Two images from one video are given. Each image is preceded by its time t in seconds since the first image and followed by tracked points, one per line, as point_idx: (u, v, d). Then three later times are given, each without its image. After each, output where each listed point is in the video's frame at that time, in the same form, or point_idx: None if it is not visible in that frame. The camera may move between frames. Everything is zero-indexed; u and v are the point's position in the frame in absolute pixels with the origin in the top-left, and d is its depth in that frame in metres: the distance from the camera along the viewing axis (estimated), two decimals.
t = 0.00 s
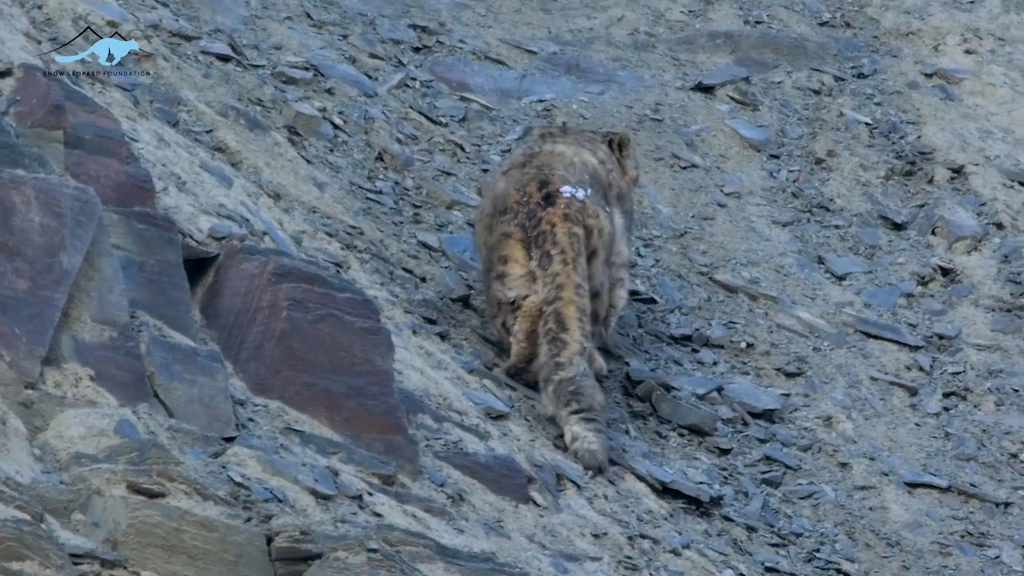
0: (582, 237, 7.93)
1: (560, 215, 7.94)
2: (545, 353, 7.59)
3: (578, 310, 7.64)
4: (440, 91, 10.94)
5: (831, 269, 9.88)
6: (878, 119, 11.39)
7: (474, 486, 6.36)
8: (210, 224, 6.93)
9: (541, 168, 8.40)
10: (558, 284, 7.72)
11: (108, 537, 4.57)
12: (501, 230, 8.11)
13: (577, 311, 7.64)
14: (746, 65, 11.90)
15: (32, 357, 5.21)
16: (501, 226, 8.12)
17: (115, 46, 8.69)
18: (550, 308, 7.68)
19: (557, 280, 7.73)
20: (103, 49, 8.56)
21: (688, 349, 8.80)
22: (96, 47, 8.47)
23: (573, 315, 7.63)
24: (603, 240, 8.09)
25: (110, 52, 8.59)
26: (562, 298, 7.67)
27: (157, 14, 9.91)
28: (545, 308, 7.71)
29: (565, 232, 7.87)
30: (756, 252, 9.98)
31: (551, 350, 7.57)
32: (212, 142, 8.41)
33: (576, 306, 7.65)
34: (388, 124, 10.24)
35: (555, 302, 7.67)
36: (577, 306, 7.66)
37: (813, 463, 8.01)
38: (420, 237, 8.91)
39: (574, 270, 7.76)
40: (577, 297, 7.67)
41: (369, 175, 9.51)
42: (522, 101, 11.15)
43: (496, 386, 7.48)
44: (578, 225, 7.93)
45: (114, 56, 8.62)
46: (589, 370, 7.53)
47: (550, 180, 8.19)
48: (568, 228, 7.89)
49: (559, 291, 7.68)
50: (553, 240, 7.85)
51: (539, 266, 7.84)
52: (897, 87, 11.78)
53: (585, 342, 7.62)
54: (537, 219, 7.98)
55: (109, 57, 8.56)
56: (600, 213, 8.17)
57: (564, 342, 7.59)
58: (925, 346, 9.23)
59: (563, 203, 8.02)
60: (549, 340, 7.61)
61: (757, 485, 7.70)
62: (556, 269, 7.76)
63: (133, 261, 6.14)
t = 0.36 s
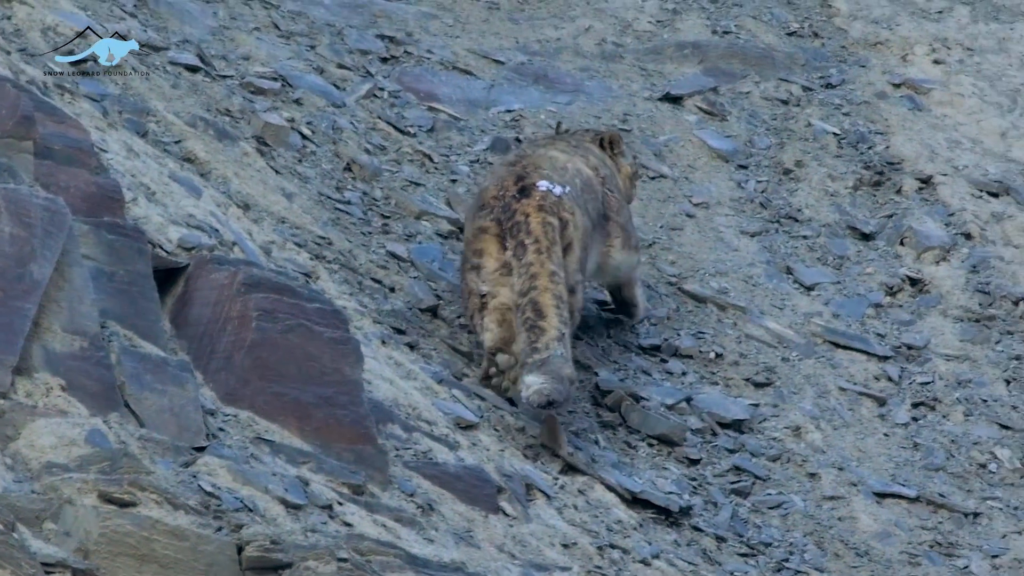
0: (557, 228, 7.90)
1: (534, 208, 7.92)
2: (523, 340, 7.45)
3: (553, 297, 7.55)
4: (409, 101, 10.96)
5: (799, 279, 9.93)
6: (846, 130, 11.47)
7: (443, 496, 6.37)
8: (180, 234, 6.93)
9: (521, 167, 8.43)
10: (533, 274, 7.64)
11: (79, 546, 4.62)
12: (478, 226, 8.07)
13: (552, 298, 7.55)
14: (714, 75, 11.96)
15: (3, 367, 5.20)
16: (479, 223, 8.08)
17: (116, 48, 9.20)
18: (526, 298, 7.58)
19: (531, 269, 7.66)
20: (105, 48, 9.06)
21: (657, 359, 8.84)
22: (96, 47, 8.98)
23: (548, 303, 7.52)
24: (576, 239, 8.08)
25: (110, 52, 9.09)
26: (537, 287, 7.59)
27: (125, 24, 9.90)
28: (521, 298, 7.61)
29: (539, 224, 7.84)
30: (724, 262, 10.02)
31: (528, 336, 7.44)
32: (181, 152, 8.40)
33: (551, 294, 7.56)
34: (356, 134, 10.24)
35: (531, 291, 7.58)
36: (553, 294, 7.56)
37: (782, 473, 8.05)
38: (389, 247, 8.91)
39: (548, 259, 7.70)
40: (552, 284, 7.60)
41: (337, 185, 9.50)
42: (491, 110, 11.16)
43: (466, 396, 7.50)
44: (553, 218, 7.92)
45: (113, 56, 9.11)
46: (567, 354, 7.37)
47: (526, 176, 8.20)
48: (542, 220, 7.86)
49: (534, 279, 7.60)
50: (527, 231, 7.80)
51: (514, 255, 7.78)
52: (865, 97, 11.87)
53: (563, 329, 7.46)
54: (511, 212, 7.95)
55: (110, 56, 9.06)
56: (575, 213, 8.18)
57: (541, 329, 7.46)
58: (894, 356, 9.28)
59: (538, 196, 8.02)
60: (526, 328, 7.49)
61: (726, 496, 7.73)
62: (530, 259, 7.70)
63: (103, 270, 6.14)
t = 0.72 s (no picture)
0: (519, 231, 8.06)
1: (497, 212, 8.09)
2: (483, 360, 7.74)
3: (511, 314, 7.79)
4: (375, 111, 10.97)
5: (765, 289, 9.99)
6: (812, 140, 11.54)
7: (409, 506, 6.37)
8: (145, 245, 6.93)
9: (498, 164, 8.63)
10: (491, 288, 7.86)
11: (45, 556, 4.61)
12: (448, 230, 8.30)
13: (510, 315, 7.79)
14: (680, 85, 12.03)
15: None
16: (450, 226, 8.31)
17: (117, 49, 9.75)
18: (484, 314, 7.82)
19: (490, 281, 7.87)
20: (106, 48, 9.62)
21: (623, 369, 8.86)
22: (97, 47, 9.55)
23: (506, 320, 7.77)
24: (546, 234, 8.21)
25: (110, 52, 9.65)
26: (495, 302, 7.82)
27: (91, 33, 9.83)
28: (480, 313, 7.86)
29: (500, 229, 8.00)
30: (690, 273, 10.06)
31: (487, 355, 7.73)
32: (147, 162, 8.38)
33: (509, 310, 7.80)
34: (322, 144, 10.24)
35: (489, 307, 7.82)
36: (511, 309, 7.80)
37: (747, 483, 8.08)
38: (355, 257, 8.90)
39: (507, 269, 7.89)
40: (509, 300, 7.82)
41: (303, 195, 9.49)
42: (457, 121, 11.18)
43: (431, 406, 7.50)
44: (515, 217, 8.09)
45: (113, 56, 9.67)
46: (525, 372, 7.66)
47: (496, 174, 8.40)
48: (504, 223, 8.03)
49: (491, 295, 7.83)
50: (487, 237, 7.99)
51: (475, 262, 8.00)
52: (831, 107, 11.96)
53: (522, 346, 7.75)
54: (476, 216, 8.14)
55: (111, 56, 9.60)
56: (545, 207, 8.33)
57: (501, 348, 7.74)
58: (860, 367, 9.33)
59: (503, 194, 8.21)
60: (484, 346, 7.76)
61: (691, 506, 7.75)
62: (490, 270, 7.90)
63: (69, 280, 6.12)
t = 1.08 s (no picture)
0: (476, 245, 8.04)
1: (453, 225, 8.07)
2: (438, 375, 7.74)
3: (467, 330, 7.79)
4: (344, 120, 10.95)
5: (734, 299, 10.00)
6: (781, 149, 11.58)
7: (377, 516, 6.33)
8: (112, 254, 6.89)
9: (458, 172, 8.57)
10: (447, 303, 7.86)
11: (10, 567, 4.57)
12: (408, 241, 8.30)
13: (466, 331, 7.79)
14: (649, 95, 12.06)
15: None
16: (409, 236, 8.30)
17: (117, 50, 10.28)
18: (440, 329, 7.83)
19: (446, 297, 7.87)
20: (106, 49, 10.16)
21: (591, 379, 8.86)
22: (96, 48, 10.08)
23: (462, 335, 7.77)
24: (505, 243, 8.19)
25: (109, 52, 10.17)
26: (450, 318, 7.82)
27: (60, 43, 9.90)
28: (436, 328, 7.87)
29: (457, 244, 8.00)
30: (658, 282, 10.07)
31: (442, 372, 7.72)
32: (115, 171, 8.35)
33: (465, 326, 7.81)
34: (291, 153, 10.21)
35: (444, 323, 7.82)
36: (466, 325, 7.81)
37: (715, 493, 8.08)
38: (322, 266, 8.88)
39: (462, 285, 7.90)
40: (464, 316, 7.82)
41: (271, 205, 9.46)
42: (425, 130, 11.17)
43: (399, 415, 7.47)
44: (472, 229, 8.07)
45: (112, 55, 10.20)
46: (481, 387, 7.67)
47: (454, 184, 8.34)
48: (460, 237, 8.01)
49: (447, 311, 7.83)
50: (444, 252, 7.98)
51: (432, 276, 8.01)
52: (801, 117, 11.99)
53: (478, 362, 7.75)
54: (433, 228, 8.13)
55: (109, 56, 10.13)
56: (504, 215, 8.28)
57: (457, 364, 7.72)
58: (828, 376, 9.35)
59: (460, 206, 8.16)
60: (440, 362, 7.75)
61: (659, 516, 7.74)
62: (446, 285, 7.91)
63: (35, 290, 6.07)
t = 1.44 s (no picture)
0: (446, 251, 7.99)
1: (422, 232, 8.03)
2: (410, 385, 7.71)
3: (438, 338, 7.76)
4: (318, 128, 10.91)
5: (709, 307, 9.99)
6: (757, 157, 11.58)
7: (349, 525, 6.29)
8: (85, 262, 6.85)
9: (425, 178, 8.53)
10: (418, 312, 7.83)
11: None
12: (378, 250, 8.26)
13: (437, 339, 7.76)
14: (625, 102, 12.06)
15: None
16: (379, 245, 8.26)
17: (117, 49, 10.62)
18: (411, 339, 7.79)
19: (416, 306, 7.84)
20: (106, 49, 10.51)
21: (566, 387, 8.84)
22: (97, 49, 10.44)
23: (433, 344, 7.74)
24: (475, 248, 8.15)
25: (111, 53, 10.52)
26: (421, 327, 7.79)
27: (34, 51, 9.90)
28: (408, 337, 7.83)
29: (426, 251, 7.95)
30: (633, 290, 10.06)
31: (415, 382, 7.69)
32: (88, 179, 8.30)
33: (437, 334, 7.77)
34: (265, 161, 10.17)
35: (416, 333, 7.79)
36: (437, 333, 7.78)
37: (689, 502, 8.06)
38: (296, 274, 8.84)
39: (432, 293, 7.86)
40: (436, 324, 7.79)
41: (245, 213, 9.41)
42: (400, 138, 11.14)
43: (372, 424, 7.43)
44: (440, 236, 8.02)
45: (113, 55, 10.55)
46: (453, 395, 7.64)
47: (421, 191, 8.30)
48: (430, 245, 7.97)
49: (418, 320, 7.80)
50: (413, 261, 7.94)
51: (402, 285, 7.98)
52: (777, 124, 12.00)
53: (449, 370, 7.73)
54: (402, 236, 8.09)
55: (110, 56, 10.46)
56: (472, 220, 8.24)
57: (428, 372, 7.70)
58: (803, 385, 9.35)
59: (429, 213, 8.12)
60: (412, 372, 7.73)
61: (633, 525, 7.72)
62: (416, 293, 7.87)
63: (6, 299, 6.04)
